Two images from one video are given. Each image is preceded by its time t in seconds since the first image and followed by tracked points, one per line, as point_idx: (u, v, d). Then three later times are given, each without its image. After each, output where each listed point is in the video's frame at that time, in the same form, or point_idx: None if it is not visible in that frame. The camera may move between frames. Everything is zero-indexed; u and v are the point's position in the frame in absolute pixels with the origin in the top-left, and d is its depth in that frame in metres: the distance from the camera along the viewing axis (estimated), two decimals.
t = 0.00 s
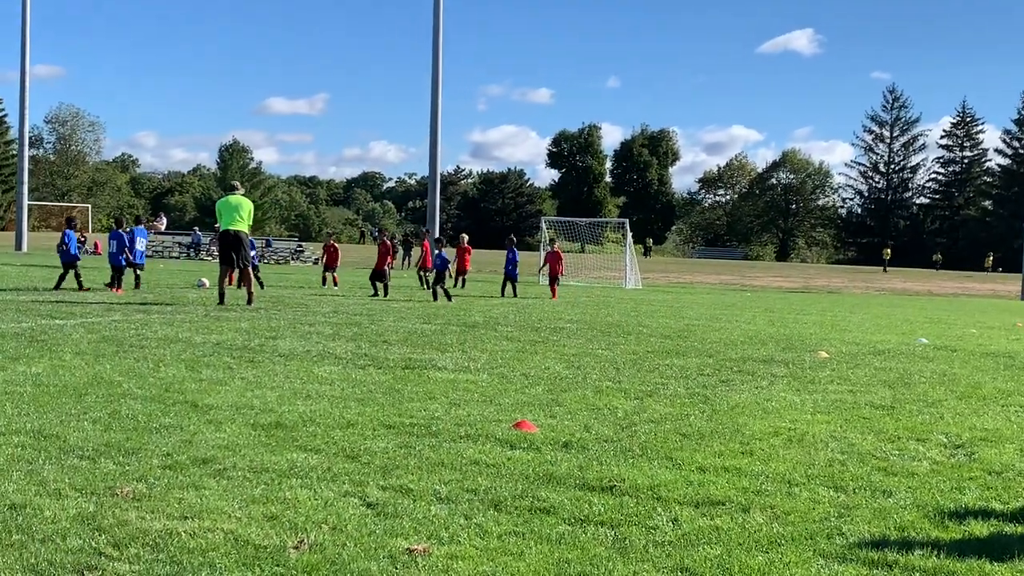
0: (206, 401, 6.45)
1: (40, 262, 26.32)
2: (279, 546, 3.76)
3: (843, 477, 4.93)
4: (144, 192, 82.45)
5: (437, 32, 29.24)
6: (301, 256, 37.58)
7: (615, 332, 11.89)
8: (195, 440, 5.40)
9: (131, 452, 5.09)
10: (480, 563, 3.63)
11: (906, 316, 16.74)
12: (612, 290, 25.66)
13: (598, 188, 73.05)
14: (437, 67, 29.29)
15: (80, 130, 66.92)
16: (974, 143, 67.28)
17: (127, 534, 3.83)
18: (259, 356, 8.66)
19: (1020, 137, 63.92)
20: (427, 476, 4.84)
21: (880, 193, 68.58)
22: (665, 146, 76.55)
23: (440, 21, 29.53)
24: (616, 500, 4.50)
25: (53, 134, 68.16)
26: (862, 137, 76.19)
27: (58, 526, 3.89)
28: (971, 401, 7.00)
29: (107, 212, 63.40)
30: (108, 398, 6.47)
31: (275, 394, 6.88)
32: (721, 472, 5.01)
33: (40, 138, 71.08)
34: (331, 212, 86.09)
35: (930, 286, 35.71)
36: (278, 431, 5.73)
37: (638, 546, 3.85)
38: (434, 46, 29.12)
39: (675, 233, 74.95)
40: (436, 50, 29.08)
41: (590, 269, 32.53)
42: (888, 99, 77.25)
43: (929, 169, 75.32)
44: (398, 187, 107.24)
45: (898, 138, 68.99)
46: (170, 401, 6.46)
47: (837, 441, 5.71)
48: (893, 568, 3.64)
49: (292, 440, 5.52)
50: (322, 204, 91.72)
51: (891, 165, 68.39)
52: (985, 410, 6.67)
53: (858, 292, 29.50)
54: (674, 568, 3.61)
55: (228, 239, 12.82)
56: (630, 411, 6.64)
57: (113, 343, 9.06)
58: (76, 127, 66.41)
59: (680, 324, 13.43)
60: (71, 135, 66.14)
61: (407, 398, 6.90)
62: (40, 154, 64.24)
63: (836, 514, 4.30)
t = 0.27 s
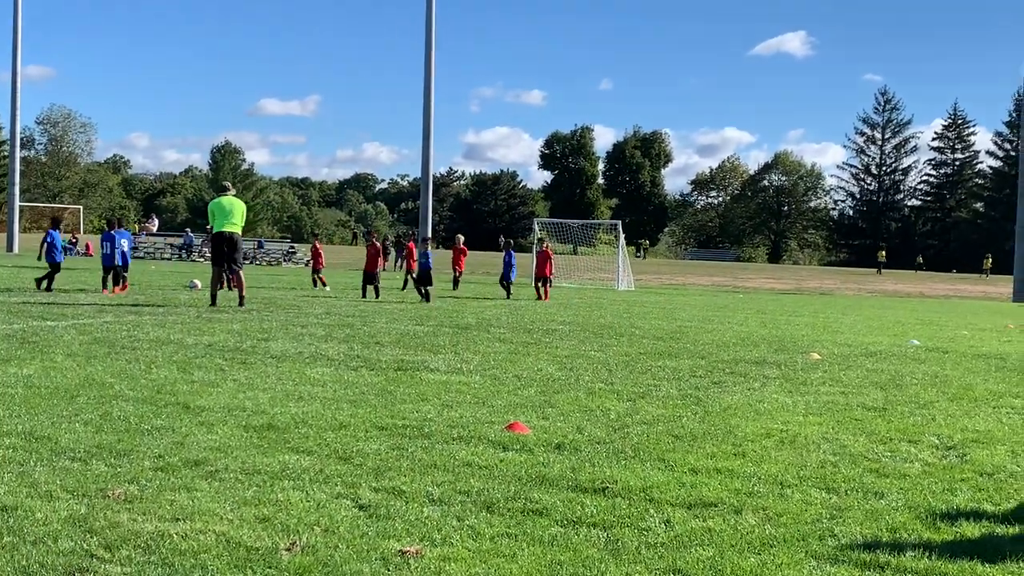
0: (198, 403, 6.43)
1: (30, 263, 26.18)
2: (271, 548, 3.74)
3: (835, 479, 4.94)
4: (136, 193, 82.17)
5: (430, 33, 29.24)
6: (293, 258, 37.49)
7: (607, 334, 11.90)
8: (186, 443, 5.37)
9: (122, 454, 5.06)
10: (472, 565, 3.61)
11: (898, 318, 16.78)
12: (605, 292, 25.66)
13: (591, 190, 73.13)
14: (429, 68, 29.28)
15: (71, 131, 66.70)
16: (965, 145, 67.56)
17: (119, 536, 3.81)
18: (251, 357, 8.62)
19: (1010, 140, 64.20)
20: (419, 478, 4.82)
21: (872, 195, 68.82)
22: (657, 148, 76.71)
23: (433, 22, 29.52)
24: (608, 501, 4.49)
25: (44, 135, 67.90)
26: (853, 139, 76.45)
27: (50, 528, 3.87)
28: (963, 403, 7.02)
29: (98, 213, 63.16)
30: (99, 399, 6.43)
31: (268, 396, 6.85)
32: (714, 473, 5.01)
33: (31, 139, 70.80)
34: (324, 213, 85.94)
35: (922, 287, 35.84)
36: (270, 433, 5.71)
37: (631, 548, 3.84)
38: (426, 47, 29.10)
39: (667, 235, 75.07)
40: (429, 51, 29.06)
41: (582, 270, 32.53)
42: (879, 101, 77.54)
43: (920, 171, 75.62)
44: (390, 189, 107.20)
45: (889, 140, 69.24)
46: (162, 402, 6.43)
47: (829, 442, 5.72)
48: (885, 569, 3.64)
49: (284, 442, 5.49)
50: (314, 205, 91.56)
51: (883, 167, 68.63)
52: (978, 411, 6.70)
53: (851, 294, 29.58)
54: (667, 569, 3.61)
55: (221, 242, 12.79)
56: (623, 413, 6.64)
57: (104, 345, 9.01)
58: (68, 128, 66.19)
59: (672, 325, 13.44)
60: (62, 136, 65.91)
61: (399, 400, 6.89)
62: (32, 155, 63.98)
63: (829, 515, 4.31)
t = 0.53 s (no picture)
0: (186, 404, 6.38)
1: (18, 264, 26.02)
2: (260, 549, 3.71)
3: (824, 480, 4.94)
4: (125, 194, 81.80)
5: (419, 33, 29.24)
6: (283, 258, 37.41)
7: (597, 335, 11.91)
8: (175, 444, 5.33)
9: (111, 455, 5.02)
10: (462, 566, 3.59)
11: (885, 319, 16.86)
12: (595, 293, 25.69)
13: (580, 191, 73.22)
14: (419, 68, 29.26)
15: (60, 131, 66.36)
16: (953, 148, 67.94)
17: (107, 537, 3.77)
18: (240, 358, 8.58)
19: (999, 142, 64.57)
20: (408, 479, 4.80)
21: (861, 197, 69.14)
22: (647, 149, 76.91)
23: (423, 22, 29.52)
24: (598, 502, 4.48)
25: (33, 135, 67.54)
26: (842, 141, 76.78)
27: (37, 529, 3.82)
28: (951, 405, 7.05)
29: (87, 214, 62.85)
30: (88, 400, 6.39)
31: (257, 396, 6.81)
32: (703, 474, 5.01)
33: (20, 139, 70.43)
34: (314, 214, 85.79)
35: (909, 289, 36.00)
36: (259, 434, 5.66)
37: (620, 548, 3.83)
38: (416, 47, 29.09)
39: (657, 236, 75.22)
40: (419, 51, 29.05)
41: (572, 271, 32.57)
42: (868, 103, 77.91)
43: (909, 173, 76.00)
44: (380, 189, 107.12)
45: (878, 142, 69.56)
46: (151, 403, 6.38)
47: (817, 444, 5.73)
48: (873, 570, 3.65)
49: (273, 443, 5.46)
50: (304, 206, 91.28)
51: (872, 169, 68.95)
52: (965, 413, 6.72)
53: (840, 295, 29.70)
54: (656, 571, 3.60)
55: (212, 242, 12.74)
56: (612, 414, 6.63)
57: (93, 345, 8.95)
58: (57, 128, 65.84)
59: (662, 326, 13.48)
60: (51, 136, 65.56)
61: (388, 401, 6.86)
62: (20, 155, 63.61)
63: (817, 516, 4.31)
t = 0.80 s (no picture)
0: (170, 403, 6.32)
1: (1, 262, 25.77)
2: (243, 548, 3.68)
3: (807, 481, 4.96)
4: (109, 192, 81.15)
5: (406, 32, 29.18)
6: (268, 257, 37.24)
7: (583, 335, 11.91)
8: (158, 442, 5.27)
9: (94, 454, 4.96)
10: (445, 566, 3.57)
11: (870, 321, 16.94)
12: (581, 293, 25.72)
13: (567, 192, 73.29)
14: (406, 67, 29.19)
15: (45, 129, 65.86)
16: (938, 151, 68.42)
17: (90, 536, 3.72)
18: (225, 357, 8.52)
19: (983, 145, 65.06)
20: (393, 479, 4.76)
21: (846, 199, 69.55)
22: (633, 150, 77.09)
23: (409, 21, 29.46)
24: (583, 503, 4.46)
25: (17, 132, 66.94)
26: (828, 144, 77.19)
27: (20, 528, 3.77)
28: (935, 407, 7.08)
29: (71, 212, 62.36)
30: (72, 398, 6.32)
31: (242, 396, 6.76)
32: (687, 475, 5.01)
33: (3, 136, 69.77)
34: (300, 213, 85.42)
35: (894, 291, 36.25)
36: (243, 433, 5.62)
37: (604, 549, 3.82)
38: (403, 46, 29.01)
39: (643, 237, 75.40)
40: (405, 50, 28.97)
41: (558, 272, 32.59)
42: (853, 106, 78.34)
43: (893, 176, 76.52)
44: (366, 189, 106.82)
45: (863, 145, 69.98)
46: (134, 402, 6.31)
47: (801, 445, 5.74)
48: (856, 571, 3.66)
49: (257, 442, 5.42)
50: (290, 205, 90.93)
51: (857, 171, 69.37)
52: (949, 415, 6.76)
53: (825, 297, 29.84)
54: (640, 571, 3.59)
55: (199, 240, 12.63)
56: (597, 414, 6.63)
57: (77, 344, 8.86)
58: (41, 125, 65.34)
59: (648, 327, 13.48)
60: (36, 133, 65.04)
61: (373, 400, 6.83)
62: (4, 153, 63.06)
63: (801, 518, 4.31)
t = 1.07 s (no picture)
0: (150, 400, 6.25)
1: None
2: (223, 547, 3.64)
3: (788, 480, 4.97)
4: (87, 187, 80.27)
5: (389, 30, 29.08)
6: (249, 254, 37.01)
7: (565, 335, 11.90)
8: (137, 440, 5.21)
9: (73, 451, 4.90)
10: (426, 565, 3.55)
11: (850, 322, 17.07)
12: (564, 293, 25.75)
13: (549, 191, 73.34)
14: (389, 65, 29.10)
15: (23, 123, 65.09)
16: (918, 152, 69.04)
17: (68, 533, 3.66)
18: (205, 354, 8.44)
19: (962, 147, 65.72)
20: (373, 477, 4.74)
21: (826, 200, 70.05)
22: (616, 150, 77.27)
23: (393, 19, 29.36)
24: (564, 502, 4.45)
25: None
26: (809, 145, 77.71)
27: None
28: (913, 407, 7.13)
29: (49, 207, 61.66)
30: (49, 395, 6.23)
31: (222, 393, 6.70)
32: (668, 475, 5.01)
33: None
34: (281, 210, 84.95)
35: (873, 292, 36.55)
36: (223, 431, 5.56)
37: (585, 548, 3.81)
38: (387, 43, 28.91)
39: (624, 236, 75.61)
40: (388, 47, 28.87)
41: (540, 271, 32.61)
42: (834, 108, 78.91)
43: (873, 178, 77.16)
44: (347, 186, 106.39)
45: (844, 146, 70.51)
46: (113, 399, 6.24)
47: (781, 444, 5.76)
48: (836, 570, 3.66)
49: (237, 440, 5.37)
50: (271, 202, 90.41)
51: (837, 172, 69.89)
52: (927, 415, 6.82)
53: (806, 298, 30.02)
54: (621, 570, 3.58)
55: (179, 236, 12.50)
56: (579, 414, 6.62)
57: (55, 340, 8.75)
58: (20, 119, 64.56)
59: (629, 327, 13.50)
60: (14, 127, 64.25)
61: (354, 398, 6.79)
62: None
63: (781, 517, 4.32)
